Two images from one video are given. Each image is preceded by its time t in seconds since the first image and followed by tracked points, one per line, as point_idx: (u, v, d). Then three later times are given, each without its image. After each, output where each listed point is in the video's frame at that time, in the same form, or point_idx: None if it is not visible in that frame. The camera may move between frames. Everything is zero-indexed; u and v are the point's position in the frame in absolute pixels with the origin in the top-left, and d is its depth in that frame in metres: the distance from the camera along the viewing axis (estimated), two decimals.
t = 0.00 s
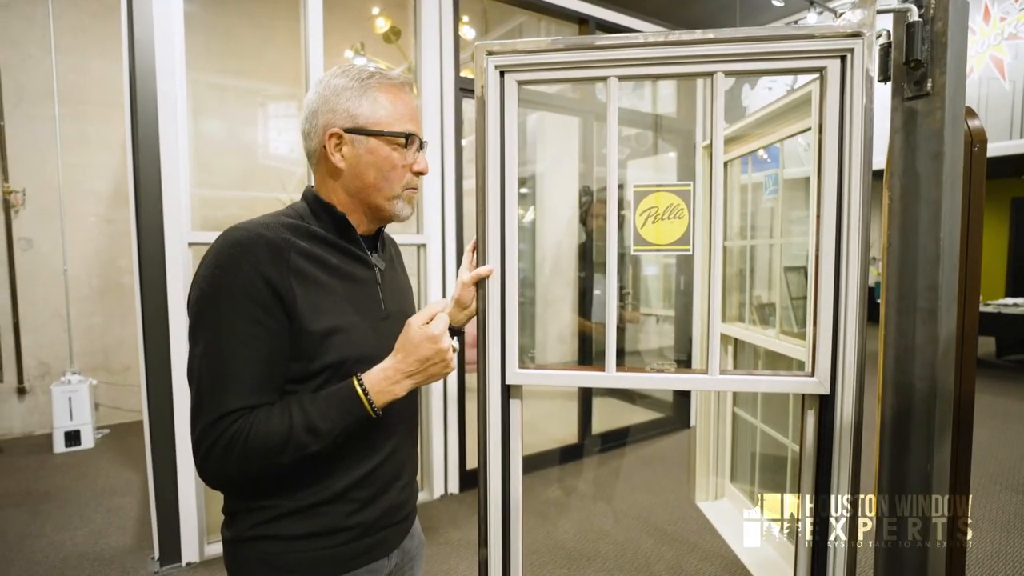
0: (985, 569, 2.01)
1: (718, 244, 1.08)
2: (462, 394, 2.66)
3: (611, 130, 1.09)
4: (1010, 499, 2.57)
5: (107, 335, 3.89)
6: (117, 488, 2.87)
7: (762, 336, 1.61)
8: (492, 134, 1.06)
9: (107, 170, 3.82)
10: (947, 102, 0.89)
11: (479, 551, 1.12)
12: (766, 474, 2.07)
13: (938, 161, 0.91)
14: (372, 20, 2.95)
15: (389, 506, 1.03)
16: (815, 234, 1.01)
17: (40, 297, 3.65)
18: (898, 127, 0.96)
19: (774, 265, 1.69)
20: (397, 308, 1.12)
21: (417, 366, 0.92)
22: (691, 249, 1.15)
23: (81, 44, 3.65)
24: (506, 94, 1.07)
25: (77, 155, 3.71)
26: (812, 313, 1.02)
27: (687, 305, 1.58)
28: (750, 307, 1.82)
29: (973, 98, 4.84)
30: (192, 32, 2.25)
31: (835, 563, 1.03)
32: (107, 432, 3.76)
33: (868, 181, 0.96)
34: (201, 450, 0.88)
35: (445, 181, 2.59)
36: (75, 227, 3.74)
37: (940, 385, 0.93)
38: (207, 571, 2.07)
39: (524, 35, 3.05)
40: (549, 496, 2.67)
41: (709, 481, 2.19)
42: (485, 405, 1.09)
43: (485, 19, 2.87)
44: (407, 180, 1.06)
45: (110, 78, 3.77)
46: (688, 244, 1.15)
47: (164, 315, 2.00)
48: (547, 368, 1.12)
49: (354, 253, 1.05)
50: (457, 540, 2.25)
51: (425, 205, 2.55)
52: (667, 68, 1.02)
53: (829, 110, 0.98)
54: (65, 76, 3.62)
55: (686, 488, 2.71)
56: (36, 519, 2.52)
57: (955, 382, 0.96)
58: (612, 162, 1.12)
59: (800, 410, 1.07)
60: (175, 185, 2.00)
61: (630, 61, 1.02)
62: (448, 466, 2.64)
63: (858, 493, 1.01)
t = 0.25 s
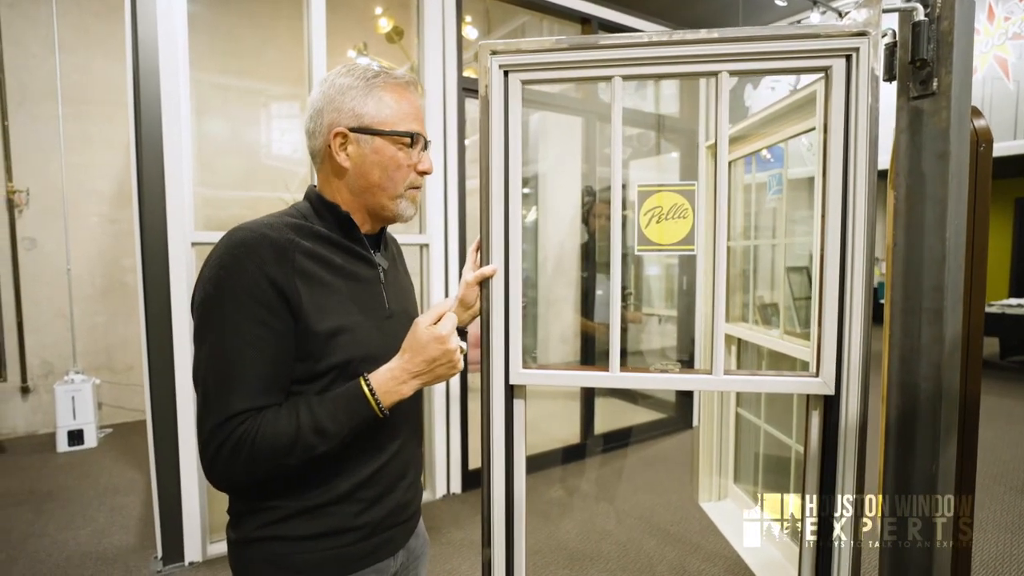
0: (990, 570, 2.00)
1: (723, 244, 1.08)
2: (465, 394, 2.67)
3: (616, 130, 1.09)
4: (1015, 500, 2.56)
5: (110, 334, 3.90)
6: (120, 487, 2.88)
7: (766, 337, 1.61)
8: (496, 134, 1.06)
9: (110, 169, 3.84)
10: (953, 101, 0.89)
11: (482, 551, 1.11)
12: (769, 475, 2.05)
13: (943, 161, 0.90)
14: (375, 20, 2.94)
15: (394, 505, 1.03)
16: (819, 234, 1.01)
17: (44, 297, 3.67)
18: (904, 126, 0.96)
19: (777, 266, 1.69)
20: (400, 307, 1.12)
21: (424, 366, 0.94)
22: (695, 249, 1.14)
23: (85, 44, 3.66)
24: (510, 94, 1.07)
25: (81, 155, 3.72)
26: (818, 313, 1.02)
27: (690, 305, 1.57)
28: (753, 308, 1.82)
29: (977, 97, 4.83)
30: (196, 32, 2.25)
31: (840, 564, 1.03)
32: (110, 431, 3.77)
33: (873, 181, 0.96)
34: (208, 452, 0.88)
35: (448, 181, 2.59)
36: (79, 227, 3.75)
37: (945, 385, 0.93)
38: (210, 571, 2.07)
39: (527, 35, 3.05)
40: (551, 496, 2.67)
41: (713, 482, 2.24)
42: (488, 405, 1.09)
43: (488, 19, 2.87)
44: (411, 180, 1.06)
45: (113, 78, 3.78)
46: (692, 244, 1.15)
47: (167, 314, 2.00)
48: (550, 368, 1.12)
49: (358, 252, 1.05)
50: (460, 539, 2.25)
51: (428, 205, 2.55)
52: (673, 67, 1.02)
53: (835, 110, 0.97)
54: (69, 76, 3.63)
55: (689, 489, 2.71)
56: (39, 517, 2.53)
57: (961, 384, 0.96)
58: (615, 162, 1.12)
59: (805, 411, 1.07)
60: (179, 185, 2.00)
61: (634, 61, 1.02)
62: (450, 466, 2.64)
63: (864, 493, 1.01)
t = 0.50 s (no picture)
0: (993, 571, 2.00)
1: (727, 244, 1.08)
2: (467, 394, 2.67)
3: (619, 131, 1.09)
4: (1018, 501, 2.56)
5: (114, 333, 3.91)
6: (123, 487, 2.89)
7: (769, 338, 1.60)
8: (500, 135, 1.06)
9: (114, 170, 3.85)
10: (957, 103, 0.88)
11: (486, 552, 1.12)
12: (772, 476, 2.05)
13: (947, 162, 0.90)
14: (378, 20, 2.95)
15: (399, 506, 1.04)
16: (824, 235, 1.01)
17: (48, 297, 3.68)
18: (908, 127, 0.96)
19: (781, 267, 1.70)
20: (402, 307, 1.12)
21: (435, 368, 0.95)
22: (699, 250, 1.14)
23: (89, 44, 3.67)
24: (514, 95, 1.07)
25: (85, 156, 3.73)
26: (821, 313, 1.01)
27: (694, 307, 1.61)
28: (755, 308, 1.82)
29: (981, 97, 4.81)
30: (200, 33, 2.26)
31: (844, 564, 1.03)
32: (114, 431, 3.78)
33: (877, 183, 0.96)
34: (218, 455, 0.88)
35: (451, 182, 2.59)
36: (82, 227, 3.77)
37: (950, 386, 0.93)
38: (213, 570, 2.08)
39: (529, 35, 3.05)
40: (553, 496, 2.67)
41: (715, 482, 2.27)
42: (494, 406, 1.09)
43: (490, 19, 2.87)
44: (413, 180, 1.06)
45: (117, 78, 3.79)
46: (695, 245, 1.15)
47: (170, 314, 2.01)
48: (554, 369, 1.12)
49: (362, 253, 1.06)
50: (463, 540, 2.25)
51: (430, 205, 2.55)
52: (676, 68, 1.02)
53: (839, 110, 0.97)
54: (73, 76, 3.64)
55: (691, 489, 2.71)
56: (43, 517, 2.54)
57: (964, 386, 0.96)
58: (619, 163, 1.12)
59: (809, 412, 1.07)
60: (182, 186, 2.01)
61: (637, 62, 1.02)
62: (453, 466, 2.64)
63: (867, 494, 1.01)
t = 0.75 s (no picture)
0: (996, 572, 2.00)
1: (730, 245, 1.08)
2: (470, 394, 2.67)
3: (623, 131, 1.09)
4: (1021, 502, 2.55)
5: (117, 333, 3.92)
6: (126, 486, 2.89)
7: (772, 338, 1.60)
8: (503, 136, 1.06)
9: (117, 170, 3.86)
10: (961, 103, 0.88)
11: (489, 551, 1.12)
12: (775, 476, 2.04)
13: (951, 162, 0.90)
14: (381, 21, 2.96)
15: (407, 501, 1.05)
16: (827, 235, 1.01)
17: (51, 297, 3.69)
18: (911, 128, 0.96)
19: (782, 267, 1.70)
20: (403, 309, 1.13)
21: (466, 334, 0.95)
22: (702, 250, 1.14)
23: (92, 45, 3.68)
24: (518, 95, 1.07)
25: (88, 156, 3.75)
26: (824, 313, 1.02)
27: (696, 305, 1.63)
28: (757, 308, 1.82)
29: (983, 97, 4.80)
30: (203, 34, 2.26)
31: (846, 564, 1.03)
32: (117, 430, 3.79)
33: (881, 182, 0.96)
34: (274, 458, 0.87)
35: (454, 182, 2.59)
36: (86, 227, 3.78)
37: (953, 386, 0.93)
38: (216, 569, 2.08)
39: (531, 35, 3.05)
40: (555, 497, 2.68)
41: (718, 482, 2.29)
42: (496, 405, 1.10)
43: (492, 19, 2.87)
44: (409, 179, 1.05)
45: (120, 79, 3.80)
46: (697, 245, 1.14)
47: (174, 314, 2.02)
48: (557, 369, 1.12)
49: (361, 255, 1.06)
50: (465, 539, 2.26)
51: (433, 205, 2.56)
52: (679, 69, 1.02)
53: (842, 110, 0.97)
54: (77, 77, 3.65)
55: (693, 489, 2.71)
56: (47, 516, 2.55)
57: (968, 386, 0.96)
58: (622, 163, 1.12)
59: (811, 412, 1.07)
60: (186, 187, 2.01)
61: (640, 63, 1.02)
62: (455, 466, 2.65)
63: (870, 493, 1.01)
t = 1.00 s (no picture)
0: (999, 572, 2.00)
1: (733, 246, 1.08)
2: (472, 395, 2.67)
3: (626, 132, 1.10)
4: None
5: (120, 333, 3.94)
6: (131, 486, 2.91)
7: (773, 338, 1.59)
8: (507, 139, 1.07)
9: (120, 171, 3.87)
10: (963, 105, 0.89)
11: (493, 551, 1.13)
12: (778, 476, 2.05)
13: (953, 163, 0.91)
14: (383, 22, 2.97)
15: (411, 500, 1.05)
16: (829, 237, 1.01)
17: (55, 297, 3.71)
18: (915, 129, 0.96)
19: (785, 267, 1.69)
20: (405, 312, 1.13)
21: (458, 342, 0.96)
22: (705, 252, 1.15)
23: (97, 46, 3.70)
24: (521, 98, 1.08)
25: (92, 157, 3.76)
26: (828, 313, 1.02)
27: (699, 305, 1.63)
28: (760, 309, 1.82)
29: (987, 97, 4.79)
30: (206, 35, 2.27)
31: (851, 566, 1.03)
32: (121, 430, 3.81)
33: (883, 183, 0.96)
34: (262, 452, 0.89)
35: (456, 183, 2.60)
36: (90, 228, 3.80)
37: (956, 387, 0.93)
38: (220, 569, 2.10)
39: (533, 36, 3.05)
40: (557, 497, 2.68)
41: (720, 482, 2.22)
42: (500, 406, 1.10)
43: (494, 20, 2.88)
44: (376, 165, 1.03)
45: (124, 80, 3.82)
46: (701, 246, 1.14)
47: (178, 315, 2.03)
48: (560, 370, 1.13)
49: (364, 258, 1.06)
50: (468, 539, 2.26)
51: (436, 206, 2.56)
52: (682, 72, 1.03)
53: (846, 112, 0.98)
54: (81, 78, 3.67)
55: (695, 489, 2.71)
56: (52, 515, 2.56)
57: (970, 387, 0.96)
58: (626, 164, 1.12)
59: (814, 413, 1.07)
60: (190, 188, 2.02)
61: (644, 65, 1.03)
62: (458, 466, 2.65)
63: (873, 492, 1.02)
